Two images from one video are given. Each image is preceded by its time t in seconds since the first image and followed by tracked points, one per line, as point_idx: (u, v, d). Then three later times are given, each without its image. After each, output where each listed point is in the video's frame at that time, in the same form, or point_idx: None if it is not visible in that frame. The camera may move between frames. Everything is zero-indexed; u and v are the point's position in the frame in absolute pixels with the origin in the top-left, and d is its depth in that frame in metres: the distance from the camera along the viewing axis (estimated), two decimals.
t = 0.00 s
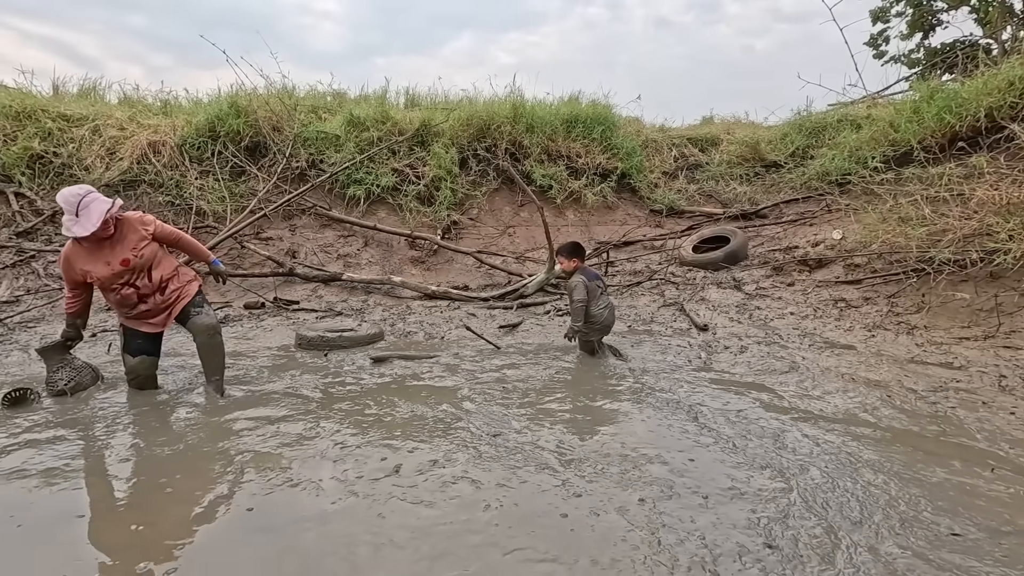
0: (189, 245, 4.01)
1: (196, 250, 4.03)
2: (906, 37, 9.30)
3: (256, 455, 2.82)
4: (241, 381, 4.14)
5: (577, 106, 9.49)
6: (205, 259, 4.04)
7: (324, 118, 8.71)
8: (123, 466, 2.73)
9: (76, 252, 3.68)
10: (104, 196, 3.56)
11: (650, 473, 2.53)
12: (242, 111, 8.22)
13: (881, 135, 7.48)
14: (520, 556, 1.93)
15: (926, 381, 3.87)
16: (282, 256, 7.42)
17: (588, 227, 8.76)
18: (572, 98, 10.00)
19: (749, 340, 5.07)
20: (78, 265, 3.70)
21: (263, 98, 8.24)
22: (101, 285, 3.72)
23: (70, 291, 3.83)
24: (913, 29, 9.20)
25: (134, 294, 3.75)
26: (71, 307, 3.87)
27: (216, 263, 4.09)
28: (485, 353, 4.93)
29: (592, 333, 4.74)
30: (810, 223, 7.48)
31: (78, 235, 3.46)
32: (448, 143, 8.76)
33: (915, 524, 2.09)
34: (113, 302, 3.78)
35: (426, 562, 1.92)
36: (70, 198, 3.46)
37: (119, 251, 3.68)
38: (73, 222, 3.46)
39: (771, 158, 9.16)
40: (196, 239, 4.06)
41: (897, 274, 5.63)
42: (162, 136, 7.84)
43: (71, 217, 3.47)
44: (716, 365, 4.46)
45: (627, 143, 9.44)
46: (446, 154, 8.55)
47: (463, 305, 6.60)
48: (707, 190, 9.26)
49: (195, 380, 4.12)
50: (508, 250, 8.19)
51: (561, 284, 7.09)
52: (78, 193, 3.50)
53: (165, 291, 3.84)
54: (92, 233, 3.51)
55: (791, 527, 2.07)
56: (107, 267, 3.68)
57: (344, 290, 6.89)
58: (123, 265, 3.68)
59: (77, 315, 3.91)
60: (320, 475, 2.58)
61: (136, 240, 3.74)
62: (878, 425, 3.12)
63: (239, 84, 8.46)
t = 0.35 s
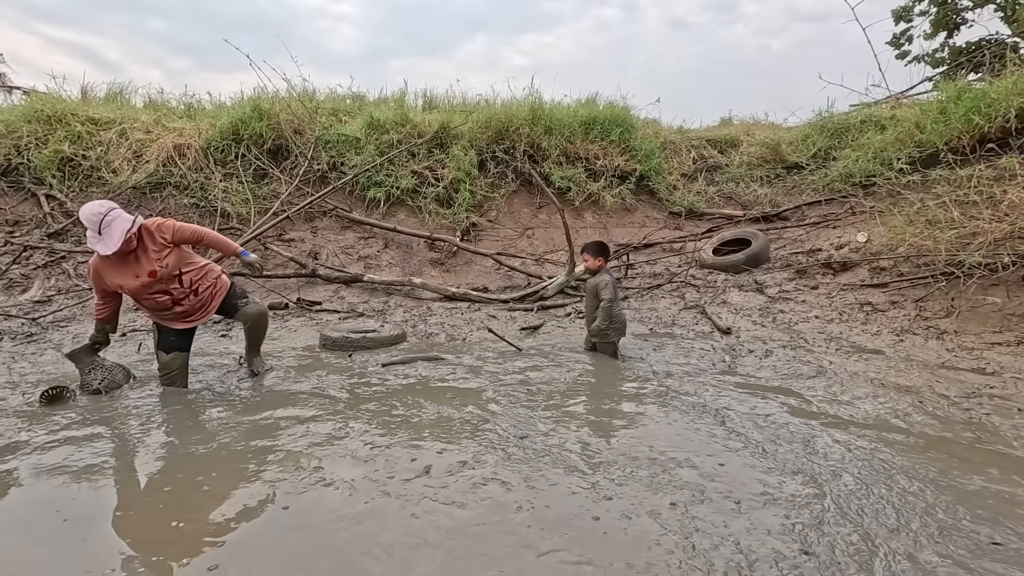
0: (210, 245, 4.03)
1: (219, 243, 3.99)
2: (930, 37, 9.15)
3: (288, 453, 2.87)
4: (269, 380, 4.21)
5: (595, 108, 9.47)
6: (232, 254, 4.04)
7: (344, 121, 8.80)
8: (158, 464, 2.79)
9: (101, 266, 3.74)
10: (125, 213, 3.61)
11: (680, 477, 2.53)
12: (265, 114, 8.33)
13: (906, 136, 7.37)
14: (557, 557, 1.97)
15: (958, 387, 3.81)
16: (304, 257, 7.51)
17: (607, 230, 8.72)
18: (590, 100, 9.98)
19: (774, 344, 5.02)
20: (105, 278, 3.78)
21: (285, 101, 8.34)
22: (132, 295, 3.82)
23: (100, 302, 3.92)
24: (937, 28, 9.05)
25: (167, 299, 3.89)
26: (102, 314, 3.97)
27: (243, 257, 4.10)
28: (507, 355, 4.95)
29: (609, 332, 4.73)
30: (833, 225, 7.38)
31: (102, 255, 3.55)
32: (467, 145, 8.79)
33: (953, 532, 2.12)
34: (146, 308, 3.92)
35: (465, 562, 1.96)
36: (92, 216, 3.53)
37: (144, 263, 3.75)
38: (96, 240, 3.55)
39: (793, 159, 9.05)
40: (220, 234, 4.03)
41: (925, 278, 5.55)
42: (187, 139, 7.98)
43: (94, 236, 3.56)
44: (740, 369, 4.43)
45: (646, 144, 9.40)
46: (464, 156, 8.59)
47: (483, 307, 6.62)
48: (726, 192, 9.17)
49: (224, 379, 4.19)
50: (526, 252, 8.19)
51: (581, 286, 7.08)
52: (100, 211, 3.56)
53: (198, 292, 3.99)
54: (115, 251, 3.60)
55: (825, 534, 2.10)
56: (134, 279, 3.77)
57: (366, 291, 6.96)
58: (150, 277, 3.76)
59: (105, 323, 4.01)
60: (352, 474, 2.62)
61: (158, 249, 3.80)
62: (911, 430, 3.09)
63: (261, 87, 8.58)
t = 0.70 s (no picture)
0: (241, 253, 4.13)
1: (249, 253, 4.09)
2: (948, 36, 9.02)
3: (304, 452, 2.89)
4: (284, 379, 4.24)
5: (607, 109, 9.45)
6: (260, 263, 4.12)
7: (358, 123, 8.85)
8: (177, 462, 2.83)
9: (135, 265, 3.81)
10: (166, 218, 3.70)
11: (695, 480, 2.52)
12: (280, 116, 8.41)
13: (925, 137, 7.28)
14: (572, 559, 1.97)
15: (979, 392, 3.76)
16: (319, 258, 7.56)
17: (619, 231, 8.69)
18: (602, 101, 9.96)
19: (790, 347, 4.98)
20: (137, 276, 3.84)
21: (300, 104, 8.42)
22: (161, 296, 3.88)
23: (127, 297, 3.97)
24: (956, 27, 8.92)
25: (194, 303, 3.96)
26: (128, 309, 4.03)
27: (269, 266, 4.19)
28: (520, 357, 4.95)
29: (614, 332, 4.80)
30: (850, 227, 7.29)
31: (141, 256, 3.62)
32: (480, 146, 8.81)
33: (976, 539, 2.10)
34: (172, 309, 3.98)
35: (480, 562, 1.97)
36: (135, 218, 3.59)
37: (178, 266, 3.83)
38: (136, 241, 3.61)
39: (808, 160, 8.97)
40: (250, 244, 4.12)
41: (944, 280, 5.48)
42: (204, 141, 8.08)
43: (134, 237, 3.62)
44: (755, 372, 4.39)
45: (659, 146, 9.35)
46: (477, 158, 8.61)
47: (496, 308, 6.63)
48: (740, 193, 9.10)
49: (240, 379, 4.23)
50: (539, 254, 8.18)
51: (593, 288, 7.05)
52: (143, 213, 3.63)
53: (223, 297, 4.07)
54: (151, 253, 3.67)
55: (844, 539, 2.08)
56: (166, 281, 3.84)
57: (379, 292, 6.99)
58: (183, 281, 3.84)
59: (130, 318, 4.07)
60: (368, 474, 2.63)
61: (193, 254, 3.89)
62: (930, 435, 3.06)
63: (276, 90, 8.66)
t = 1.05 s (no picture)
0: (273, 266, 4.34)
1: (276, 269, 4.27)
2: (963, 35, 8.92)
3: (313, 452, 2.90)
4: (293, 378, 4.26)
5: (617, 110, 9.43)
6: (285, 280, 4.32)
7: (368, 124, 8.89)
8: (187, 460, 2.85)
9: (182, 239, 3.87)
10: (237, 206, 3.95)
11: (703, 482, 2.51)
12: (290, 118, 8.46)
13: (938, 137, 7.21)
14: (579, 560, 1.96)
15: (993, 395, 3.71)
16: (328, 258, 7.60)
17: (628, 232, 8.66)
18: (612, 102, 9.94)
19: (800, 349, 4.95)
20: (179, 251, 3.88)
21: (310, 105, 8.47)
22: (195, 277, 3.91)
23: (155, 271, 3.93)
24: (970, 26, 8.82)
25: (220, 295, 3.98)
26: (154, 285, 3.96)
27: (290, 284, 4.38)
28: (528, 357, 4.95)
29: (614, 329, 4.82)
30: (861, 228, 7.22)
31: (204, 229, 3.75)
32: (488, 147, 8.82)
33: (989, 544, 2.07)
34: (195, 295, 3.96)
35: (487, 562, 1.97)
36: (212, 197, 3.84)
37: (226, 254, 3.95)
38: (205, 216, 3.79)
39: (819, 161, 8.90)
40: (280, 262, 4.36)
41: (957, 282, 5.42)
42: (216, 142, 8.15)
43: (201, 211, 3.78)
44: (765, 374, 4.36)
45: (668, 146, 9.31)
46: (486, 159, 8.63)
47: (504, 309, 6.63)
48: (750, 194, 9.04)
49: (250, 378, 4.26)
50: (547, 255, 8.18)
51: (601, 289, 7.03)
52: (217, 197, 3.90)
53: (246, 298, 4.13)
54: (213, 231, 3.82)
55: (854, 543, 2.06)
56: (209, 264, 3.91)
57: (388, 292, 7.02)
58: (225, 268, 3.94)
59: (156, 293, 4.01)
60: (377, 473, 2.64)
61: (241, 248, 4.05)
62: (943, 439, 3.02)
63: (287, 92, 8.72)
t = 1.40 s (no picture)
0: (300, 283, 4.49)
1: (306, 289, 4.43)
2: (978, 34, 8.81)
3: (321, 452, 2.90)
4: (301, 378, 4.27)
5: (626, 111, 9.40)
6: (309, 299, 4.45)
7: (377, 126, 8.92)
8: (197, 459, 2.86)
9: (234, 235, 3.98)
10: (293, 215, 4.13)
11: (712, 485, 2.48)
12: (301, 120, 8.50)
13: (952, 137, 7.12)
14: (585, 563, 1.95)
15: (1009, 399, 3.65)
16: (337, 259, 7.63)
17: (637, 233, 8.62)
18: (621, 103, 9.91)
19: (811, 351, 4.89)
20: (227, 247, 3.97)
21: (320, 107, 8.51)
22: (237, 275, 4.01)
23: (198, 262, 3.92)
24: (986, 25, 8.71)
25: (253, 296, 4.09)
26: (194, 276, 3.93)
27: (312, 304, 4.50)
28: (536, 358, 4.94)
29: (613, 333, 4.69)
30: (873, 229, 7.14)
31: (262, 229, 3.89)
32: (497, 149, 8.82)
33: (1005, 552, 2.03)
34: (232, 292, 4.04)
35: (493, 564, 1.96)
36: (274, 202, 4.01)
37: (272, 257, 4.12)
38: (265, 218, 3.94)
39: (830, 162, 8.82)
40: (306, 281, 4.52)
41: (972, 284, 5.35)
42: (227, 145, 8.21)
43: (261, 213, 3.94)
44: (775, 376, 4.32)
45: (677, 147, 9.26)
46: (494, 160, 8.62)
47: (512, 310, 6.62)
48: (761, 196, 8.96)
49: (259, 378, 4.27)
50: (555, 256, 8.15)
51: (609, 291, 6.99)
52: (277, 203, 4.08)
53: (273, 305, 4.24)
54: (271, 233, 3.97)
55: (866, 548, 2.03)
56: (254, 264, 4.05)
57: (396, 293, 7.02)
58: (268, 273, 4.09)
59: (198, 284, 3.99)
60: (384, 474, 2.64)
61: (282, 256, 4.25)
62: (957, 443, 2.98)
63: (297, 94, 8.76)
